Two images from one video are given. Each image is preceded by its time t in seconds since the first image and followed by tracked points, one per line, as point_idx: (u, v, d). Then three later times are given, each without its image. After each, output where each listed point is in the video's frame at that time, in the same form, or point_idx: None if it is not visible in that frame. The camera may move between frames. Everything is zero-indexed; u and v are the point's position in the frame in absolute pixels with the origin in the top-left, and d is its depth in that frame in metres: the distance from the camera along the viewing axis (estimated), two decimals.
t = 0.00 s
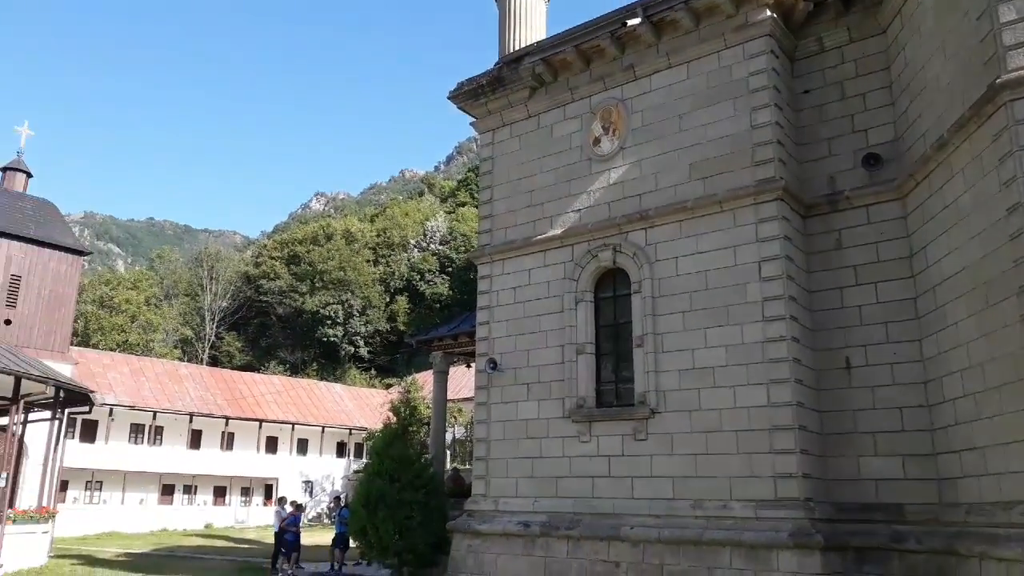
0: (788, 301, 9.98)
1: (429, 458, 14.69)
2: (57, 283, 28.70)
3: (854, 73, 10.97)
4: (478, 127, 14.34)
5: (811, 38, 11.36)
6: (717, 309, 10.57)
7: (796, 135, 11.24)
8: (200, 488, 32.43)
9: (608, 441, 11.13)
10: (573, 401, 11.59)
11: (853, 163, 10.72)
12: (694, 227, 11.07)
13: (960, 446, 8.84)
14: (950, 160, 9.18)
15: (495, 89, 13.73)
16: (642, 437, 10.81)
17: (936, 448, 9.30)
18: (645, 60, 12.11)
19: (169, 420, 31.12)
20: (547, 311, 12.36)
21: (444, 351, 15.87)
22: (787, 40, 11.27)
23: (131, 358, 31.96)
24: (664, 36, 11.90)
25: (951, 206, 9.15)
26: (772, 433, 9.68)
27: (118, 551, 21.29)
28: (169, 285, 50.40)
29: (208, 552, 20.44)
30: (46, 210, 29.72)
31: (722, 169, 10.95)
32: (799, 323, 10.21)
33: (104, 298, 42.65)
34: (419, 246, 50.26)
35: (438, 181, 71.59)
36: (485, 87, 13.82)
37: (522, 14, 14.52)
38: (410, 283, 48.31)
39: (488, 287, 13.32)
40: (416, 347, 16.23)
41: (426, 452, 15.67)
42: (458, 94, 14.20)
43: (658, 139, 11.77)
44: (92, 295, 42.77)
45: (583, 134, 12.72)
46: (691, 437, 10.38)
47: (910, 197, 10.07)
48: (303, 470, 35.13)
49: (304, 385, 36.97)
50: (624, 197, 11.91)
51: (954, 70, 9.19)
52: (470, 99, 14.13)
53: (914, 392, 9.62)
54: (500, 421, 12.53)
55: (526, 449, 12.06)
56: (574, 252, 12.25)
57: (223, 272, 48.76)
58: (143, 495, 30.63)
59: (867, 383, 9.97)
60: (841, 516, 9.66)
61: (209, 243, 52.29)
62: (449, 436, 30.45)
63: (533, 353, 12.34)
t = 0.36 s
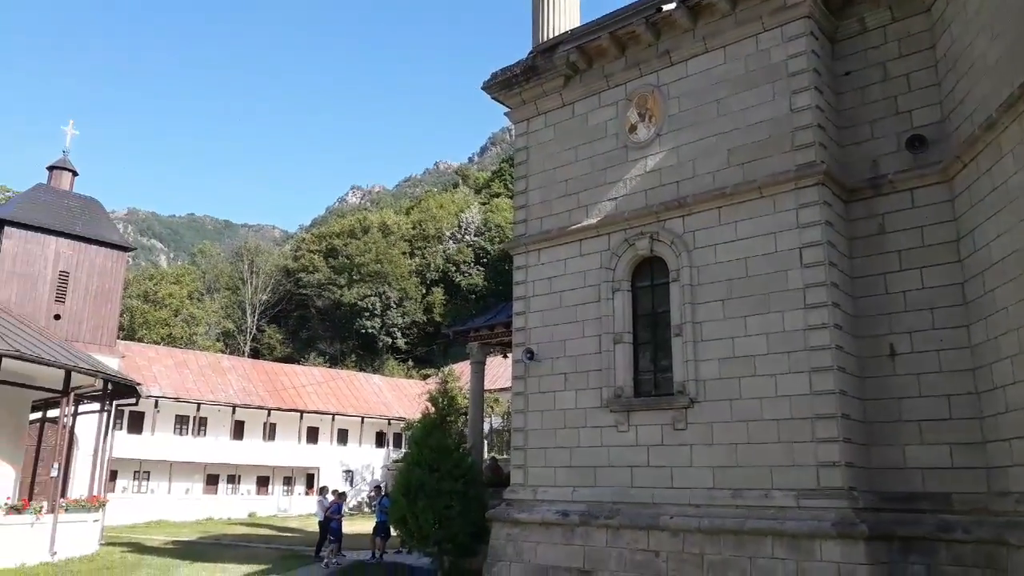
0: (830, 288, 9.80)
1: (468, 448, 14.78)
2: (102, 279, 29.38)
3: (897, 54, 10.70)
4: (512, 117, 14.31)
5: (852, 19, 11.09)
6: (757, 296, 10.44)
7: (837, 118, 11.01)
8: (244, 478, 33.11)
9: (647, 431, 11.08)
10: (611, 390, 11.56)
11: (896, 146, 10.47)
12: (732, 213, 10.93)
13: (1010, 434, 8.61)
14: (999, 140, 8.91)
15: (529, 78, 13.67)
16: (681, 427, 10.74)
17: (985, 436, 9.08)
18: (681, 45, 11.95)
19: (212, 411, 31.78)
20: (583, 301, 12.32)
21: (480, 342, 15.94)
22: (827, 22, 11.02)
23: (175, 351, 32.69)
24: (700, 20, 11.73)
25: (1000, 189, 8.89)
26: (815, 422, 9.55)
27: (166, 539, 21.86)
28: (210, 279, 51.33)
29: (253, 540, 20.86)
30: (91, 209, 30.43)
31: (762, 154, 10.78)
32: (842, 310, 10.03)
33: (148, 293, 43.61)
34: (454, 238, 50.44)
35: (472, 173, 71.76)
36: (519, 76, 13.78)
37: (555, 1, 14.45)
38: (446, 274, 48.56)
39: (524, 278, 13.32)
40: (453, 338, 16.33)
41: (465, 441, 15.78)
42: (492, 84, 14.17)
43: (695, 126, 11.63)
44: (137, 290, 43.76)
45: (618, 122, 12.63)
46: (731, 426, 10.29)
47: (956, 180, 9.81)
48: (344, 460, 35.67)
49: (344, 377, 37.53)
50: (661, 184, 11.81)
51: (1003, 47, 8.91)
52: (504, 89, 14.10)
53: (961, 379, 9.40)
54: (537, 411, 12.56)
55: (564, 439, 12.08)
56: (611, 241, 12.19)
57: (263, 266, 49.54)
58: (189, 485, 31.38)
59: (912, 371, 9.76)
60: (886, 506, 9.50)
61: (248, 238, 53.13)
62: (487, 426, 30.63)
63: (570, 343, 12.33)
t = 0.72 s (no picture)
0: (870, 277, 9.62)
1: (502, 441, 14.81)
2: (143, 276, 30.04)
3: (938, 36, 10.42)
4: (544, 110, 14.26)
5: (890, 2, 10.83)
6: (795, 287, 10.29)
7: (876, 104, 10.78)
8: (283, 472, 33.64)
9: (685, 424, 11.00)
10: (647, 383, 11.49)
11: (938, 131, 10.22)
12: (769, 203, 10.78)
13: None
14: None
15: (561, 70, 13.59)
16: (719, 420, 10.65)
17: None
18: (714, 33, 11.78)
19: (251, 407, 32.37)
20: (618, 294, 12.26)
21: (513, 336, 15.94)
22: (864, 6, 10.78)
23: (214, 347, 33.27)
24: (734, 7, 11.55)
25: None
26: (855, 413, 9.39)
27: (209, 533, 22.32)
28: (247, 276, 52.07)
29: (293, 534, 21.18)
30: (132, 209, 30.91)
31: (798, 142, 10.60)
32: (883, 300, 9.83)
33: (187, 291, 44.40)
34: (486, 232, 50.52)
35: (503, 167, 71.77)
36: (550, 69, 13.71)
37: None
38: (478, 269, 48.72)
39: (557, 271, 13.29)
40: (487, 332, 16.38)
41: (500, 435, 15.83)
42: (523, 77, 14.13)
43: (729, 115, 11.48)
44: (175, 288, 44.51)
45: (651, 112, 12.51)
46: (769, 418, 10.17)
47: (1001, 164, 9.53)
48: (380, 453, 36.04)
49: (379, 371, 37.94)
50: (695, 175, 11.68)
51: None
52: (535, 82, 14.04)
53: (1008, 369, 9.15)
54: (572, 405, 12.54)
55: (600, 433, 12.04)
56: (644, 233, 12.10)
57: (298, 263, 50.15)
58: (230, 479, 31.98)
59: (957, 361, 9.54)
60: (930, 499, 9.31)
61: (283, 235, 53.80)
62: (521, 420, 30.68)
63: (604, 336, 12.28)
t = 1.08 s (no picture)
0: (908, 267, 9.47)
1: (536, 435, 14.88)
2: (181, 277, 30.66)
3: (975, 19, 10.20)
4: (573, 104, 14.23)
5: None
6: (830, 277, 10.17)
7: (911, 90, 10.59)
8: (319, 468, 34.14)
9: (719, 416, 10.95)
10: (680, 376, 11.46)
11: (975, 116, 10.01)
12: (802, 193, 10.67)
13: None
14: None
15: (589, 64, 13.55)
16: (754, 412, 10.58)
17: None
18: (744, 23, 11.66)
19: (287, 404, 32.89)
20: (649, 287, 12.23)
21: (544, 330, 15.97)
22: None
23: (251, 345, 33.84)
24: None
25: None
26: (893, 404, 9.27)
27: (249, 528, 22.77)
28: (281, 275, 52.78)
29: (331, 528, 21.52)
30: (168, 210, 31.51)
31: (832, 131, 10.47)
32: (920, 289, 9.68)
33: (223, 291, 45.13)
34: (515, 227, 50.59)
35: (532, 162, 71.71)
36: (578, 62, 13.67)
37: None
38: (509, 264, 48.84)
39: (588, 266, 13.28)
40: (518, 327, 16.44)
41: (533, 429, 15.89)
42: (551, 72, 14.10)
43: (761, 104, 11.37)
44: (212, 288, 45.24)
45: (681, 104, 12.44)
46: (805, 410, 10.08)
47: None
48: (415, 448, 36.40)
49: (412, 367, 38.33)
50: (726, 166, 11.60)
51: None
52: (563, 76, 14.00)
53: None
54: (605, 399, 12.55)
55: (633, 426, 12.04)
56: (676, 226, 12.06)
57: (331, 261, 50.68)
58: (268, 475, 32.54)
59: (998, 350, 9.36)
60: (972, 491, 9.17)
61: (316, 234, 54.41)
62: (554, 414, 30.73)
63: (636, 329, 12.26)
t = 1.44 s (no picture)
0: (953, 255, 9.19)
1: (572, 432, 14.79)
2: (218, 279, 31.13)
3: None
4: (604, 97, 14.09)
5: None
6: (871, 268, 9.92)
7: (953, 74, 10.28)
8: (357, 466, 34.45)
9: (759, 411, 10.76)
10: (718, 370, 11.30)
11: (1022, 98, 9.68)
12: (841, 181, 10.43)
13: None
14: None
15: (620, 56, 13.40)
16: (794, 407, 10.38)
17: None
18: (779, 9, 11.42)
19: (324, 403, 33.24)
20: (685, 280, 12.08)
21: (578, 326, 15.87)
22: None
23: (288, 345, 34.28)
24: None
25: None
26: (940, 397, 9.02)
27: (289, 525, 23.05)
28: (316, 275, 53.32)
29: (369, 526, 21.68)
30: (205, 213, 32.03)
31: (871, 118, 10.21)
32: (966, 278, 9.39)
33: (260, 292, 45.73)
34: (547, 224, 50.46)
35: (563, 158, 71.47)
36: (609, 55, 13.52)
37: None
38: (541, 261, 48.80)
39: (622, 261, 13.15)
40: (552, 323, 16.37)
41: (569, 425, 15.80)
42: (582, 65, 13.97)
43: (796, 92, 11.14)
44: (249, 289, 45.88)
45: (714, 94, 12.25)
46: (848, 404, 9.86)
47: None
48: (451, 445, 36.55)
49: (446, 364, 38.53)
50: (762, 156, 11.39)
51: None
52: (594, 69, 13.86)
53: None
54: (642, 395, 12.42)
55: (671, 422, 11.90)
56: (711, 218, 11.88)
57: (366, 262, 51.07)
58: (307, 474, 32.92)
59: None
60: None
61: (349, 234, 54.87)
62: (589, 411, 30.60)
63: (673, 324, 12.12)
